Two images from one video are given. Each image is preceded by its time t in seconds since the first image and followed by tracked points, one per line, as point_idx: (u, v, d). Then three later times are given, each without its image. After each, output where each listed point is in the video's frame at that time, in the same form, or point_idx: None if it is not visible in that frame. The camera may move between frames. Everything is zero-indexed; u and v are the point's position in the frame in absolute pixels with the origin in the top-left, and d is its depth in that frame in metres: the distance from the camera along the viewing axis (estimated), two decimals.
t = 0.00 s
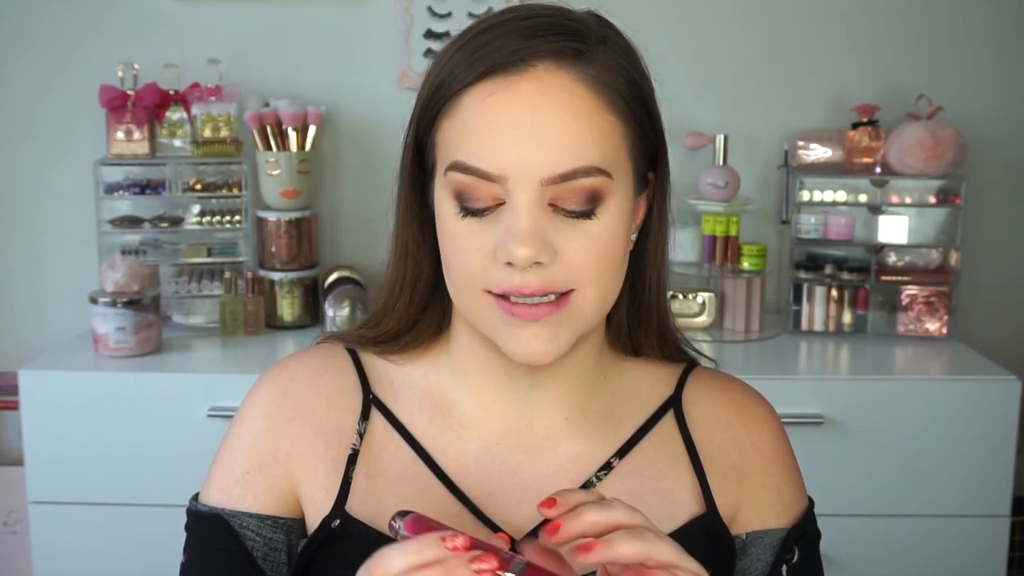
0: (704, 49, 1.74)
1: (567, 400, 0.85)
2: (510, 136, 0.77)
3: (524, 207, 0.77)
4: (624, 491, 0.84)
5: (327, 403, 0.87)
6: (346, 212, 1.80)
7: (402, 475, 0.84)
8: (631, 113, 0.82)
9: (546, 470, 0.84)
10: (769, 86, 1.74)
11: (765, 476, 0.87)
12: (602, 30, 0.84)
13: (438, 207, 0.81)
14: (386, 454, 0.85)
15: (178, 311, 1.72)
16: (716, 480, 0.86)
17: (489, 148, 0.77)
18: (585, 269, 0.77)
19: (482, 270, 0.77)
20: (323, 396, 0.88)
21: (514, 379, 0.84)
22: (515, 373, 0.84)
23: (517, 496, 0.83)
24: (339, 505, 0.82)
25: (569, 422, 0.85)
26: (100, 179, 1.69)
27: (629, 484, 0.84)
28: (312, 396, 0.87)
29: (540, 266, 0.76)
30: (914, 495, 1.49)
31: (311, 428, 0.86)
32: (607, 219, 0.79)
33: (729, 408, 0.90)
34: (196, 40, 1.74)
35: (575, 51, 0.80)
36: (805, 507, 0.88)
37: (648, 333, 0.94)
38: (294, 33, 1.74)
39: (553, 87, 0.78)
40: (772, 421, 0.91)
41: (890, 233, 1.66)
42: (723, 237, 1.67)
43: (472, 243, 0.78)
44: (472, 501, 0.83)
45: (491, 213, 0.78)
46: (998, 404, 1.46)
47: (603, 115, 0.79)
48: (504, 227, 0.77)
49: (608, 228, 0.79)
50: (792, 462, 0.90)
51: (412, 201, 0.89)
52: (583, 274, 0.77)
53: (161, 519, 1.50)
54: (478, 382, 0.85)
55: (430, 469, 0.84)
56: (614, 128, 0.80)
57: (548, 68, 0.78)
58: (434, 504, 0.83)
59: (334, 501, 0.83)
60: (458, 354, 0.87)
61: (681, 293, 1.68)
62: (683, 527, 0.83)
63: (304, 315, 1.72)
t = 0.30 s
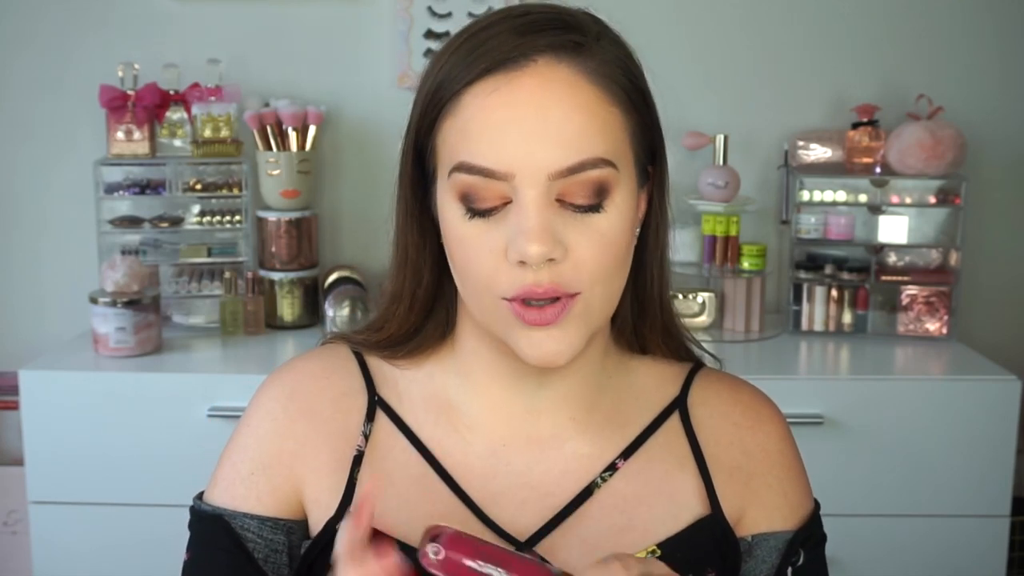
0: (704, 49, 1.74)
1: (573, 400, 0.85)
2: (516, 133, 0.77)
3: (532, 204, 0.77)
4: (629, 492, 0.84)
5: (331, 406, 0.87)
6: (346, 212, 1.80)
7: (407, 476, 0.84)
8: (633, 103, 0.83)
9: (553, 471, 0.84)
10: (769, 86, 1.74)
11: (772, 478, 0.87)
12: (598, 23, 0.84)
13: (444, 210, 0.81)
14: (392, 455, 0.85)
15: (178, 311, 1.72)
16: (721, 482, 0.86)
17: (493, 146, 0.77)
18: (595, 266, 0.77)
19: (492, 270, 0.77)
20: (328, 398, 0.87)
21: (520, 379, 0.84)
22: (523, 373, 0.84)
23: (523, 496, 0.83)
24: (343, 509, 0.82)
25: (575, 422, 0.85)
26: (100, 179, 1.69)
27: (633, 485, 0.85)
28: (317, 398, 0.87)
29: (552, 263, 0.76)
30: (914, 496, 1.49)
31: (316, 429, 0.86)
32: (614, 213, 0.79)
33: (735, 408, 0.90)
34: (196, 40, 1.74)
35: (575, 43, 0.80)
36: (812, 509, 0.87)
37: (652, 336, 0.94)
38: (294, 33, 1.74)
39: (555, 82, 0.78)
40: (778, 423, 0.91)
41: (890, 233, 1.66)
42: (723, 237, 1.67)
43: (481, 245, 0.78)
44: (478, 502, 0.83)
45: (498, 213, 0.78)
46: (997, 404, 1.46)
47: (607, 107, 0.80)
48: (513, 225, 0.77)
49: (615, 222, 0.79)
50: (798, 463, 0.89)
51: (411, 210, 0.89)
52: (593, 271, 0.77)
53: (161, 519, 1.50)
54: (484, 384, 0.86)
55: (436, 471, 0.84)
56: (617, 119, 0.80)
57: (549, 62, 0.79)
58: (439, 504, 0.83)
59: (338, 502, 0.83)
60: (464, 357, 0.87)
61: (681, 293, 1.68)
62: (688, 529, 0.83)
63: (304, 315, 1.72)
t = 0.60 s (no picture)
0: (704, 49, 1.74)
1: (576, 400, 0.85)
2: (517, 111, 0.78)
3: (533, 182, 0.77)
4: (632, 493, 0.84)
5: (346, 393, 0.88)
6: (347, 212, 1.80)
7: (413, 477, 0.84)
8: (635, 91, 0.84)
9: (557, 473, 0.84)
10: (769, 87, 1.74)
11: (774, 476, 0.87)
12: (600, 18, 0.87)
13: (446, 193, 0.81)
14: (400, 454, 0.85)
15: (178, 311, 1.72)
16: (724, 482, 0.86)
17: (494, 125, 0.78)
18: (596, 246, 0.76)
19: (492, 250, 0.77)
20: (344, 386, 0.89)
21: (525, 374, 0.84)
22: (528, 372, 0.84)
23: (527, 499, 0.83)
24: (360, 503, 0.83)
25: (578, 423, 0.85)
26: (100, 179, 1.69)
27: (637, 487, 0.84)
28: (333, 384, 0.89)
29: (552, 242, 0.75)
30: (914, 496, 1.49)
31: (331, 413, 0.87)
32: (615, 194, 0.79)
33: (738, 408, 0.90)
34: (196, 40, 1.74)
35: (577, 28, 0.82)
36: (815, 507, 0.87)
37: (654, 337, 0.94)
38: (294, 33, 1.74)
39: (557, 62, 0.79)
40: (781, 422, 0.91)
41: (891, 233, 1.66)
42: (723, 237, 1.67)
43: (481, 225, 0.78)
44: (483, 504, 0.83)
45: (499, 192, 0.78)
46: (998, 403, 1.46)
47: (609, 89, 0.81)
48: (514, 204, 0.77)
49: (616, 203, 0.79)
50: (801, 462, 0.89)
51: (418, 207, 0.90)
52: (594, 251, 0.76)
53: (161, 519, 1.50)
54: (490, 384, 0.85)
55: (442, 473, 0.84)
56: (619, 103, 0.81)
57: (551, 45, 0.80)
58: (444, 508, 0.83)
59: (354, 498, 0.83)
60: (470, 357, 0.87)
61: (681, 293, 1.68)
62: (691, 530, 0.83)
63: (304, 315, 1.72)
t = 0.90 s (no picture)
0: (703, 49, 1.74)
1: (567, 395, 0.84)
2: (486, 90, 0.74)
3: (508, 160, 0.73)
4: (630, 490, 0.83)
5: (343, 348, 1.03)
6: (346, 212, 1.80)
7: (424, 475, 0.84)
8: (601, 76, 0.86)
9: (555, 470, 0.84)
10: (769, 86, 1.74)
11: (771, 474, 0.85)
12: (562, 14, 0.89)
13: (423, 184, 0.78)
14: (412, 451, 0.85)
15: (178, 311, 1.72)
16: (720, 479, 0.84)
17: (465, 105, 0.75)
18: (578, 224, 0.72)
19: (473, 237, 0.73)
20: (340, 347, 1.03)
21: (518, 373, 0.82)
22: (518, 370, 0.82)
23: (526, 498, 0.83)
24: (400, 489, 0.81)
25: (573, 419, 0.84)
26: (100, 179, 1.69)
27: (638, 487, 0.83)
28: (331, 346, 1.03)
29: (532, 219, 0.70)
30: (914, 496, 1.49)
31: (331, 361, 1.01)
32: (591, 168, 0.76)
33: (736, 407, 0.89)
34: (196, 40, 1.74)
35: (539, 16, 0.85)
36: (810, 507, 0.86)
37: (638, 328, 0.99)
38: (294, 33, 1.74)
39: (523, 44, 0.77)
40: (776, 421, 0.91)
41: (890, 233, 1.66)
42: (723, 237, 1.67)
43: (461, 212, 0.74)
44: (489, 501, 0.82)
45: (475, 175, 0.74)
46: (998, 404, 1.46)
47: (577, 66, 0.81)
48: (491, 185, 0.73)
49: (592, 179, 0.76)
50: (798, 464, 0.89)
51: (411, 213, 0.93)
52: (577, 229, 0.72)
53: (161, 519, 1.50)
54: (481, 381, 0.84)
55: (450, 470, 0.84)
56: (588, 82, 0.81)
57: (518, 33, 0.80)
58: (450, 505, 0.83)
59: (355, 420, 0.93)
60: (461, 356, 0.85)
61: (681, 293, 1.68)
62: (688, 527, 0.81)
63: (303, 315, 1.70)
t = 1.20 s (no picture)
0: (703, 49, 1.74)
1: (560, 389, 0.83)
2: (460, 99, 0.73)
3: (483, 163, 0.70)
4: (639, 486, 0.84)
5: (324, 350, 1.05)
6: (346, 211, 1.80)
7: (438, 475, 0.83)
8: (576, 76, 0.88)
9: (559, 464, 0.84)
10: (769, 86, 1.74)
11: (775, 465, 0.88)
12: (539, 16, 0.92)
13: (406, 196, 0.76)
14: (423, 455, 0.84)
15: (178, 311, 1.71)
16: (730, 475, 0.86)
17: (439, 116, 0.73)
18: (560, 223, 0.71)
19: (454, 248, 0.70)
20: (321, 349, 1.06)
21: (509, 371, 0.81)
22: (510, 367, 0.81)
23: (533, 494, 0.83)
24: (414, 488, 0.78)
25: (567, 414, 0.84)
26: (100, 179, 1.69)
27: (647, 480, 0.84)
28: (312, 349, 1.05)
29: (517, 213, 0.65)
30: (914, 496, 1.49)
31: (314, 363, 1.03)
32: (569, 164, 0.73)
33: (733, 398, 0.90)
34: (196, 40, 1.74)
35: (508, 18, 0.88)
36: (808, 487, 0.90)
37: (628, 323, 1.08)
38: (294, 33, 1.74)
39: (493, 51, 0.78)
40: (768, 405, 0.92)
41: (890, 233, 1.66)
42: (723, 237, 1.67)
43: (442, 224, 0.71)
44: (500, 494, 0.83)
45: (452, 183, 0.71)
46: (998, 404, 1.46)
47: (550, 64, 0.82)
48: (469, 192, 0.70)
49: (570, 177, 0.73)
50: (791, 449, 0.91)
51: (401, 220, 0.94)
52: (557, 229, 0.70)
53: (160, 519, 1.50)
54: (473, 382, 0.83)
55: (464, 469, 0.83)
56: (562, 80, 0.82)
57: (486, 39, 0.82)
58: (464, 502, 0.82)
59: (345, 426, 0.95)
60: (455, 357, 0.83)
61: (681, 293, 1.69)
62: (702, 522, 0.83)
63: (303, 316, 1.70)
